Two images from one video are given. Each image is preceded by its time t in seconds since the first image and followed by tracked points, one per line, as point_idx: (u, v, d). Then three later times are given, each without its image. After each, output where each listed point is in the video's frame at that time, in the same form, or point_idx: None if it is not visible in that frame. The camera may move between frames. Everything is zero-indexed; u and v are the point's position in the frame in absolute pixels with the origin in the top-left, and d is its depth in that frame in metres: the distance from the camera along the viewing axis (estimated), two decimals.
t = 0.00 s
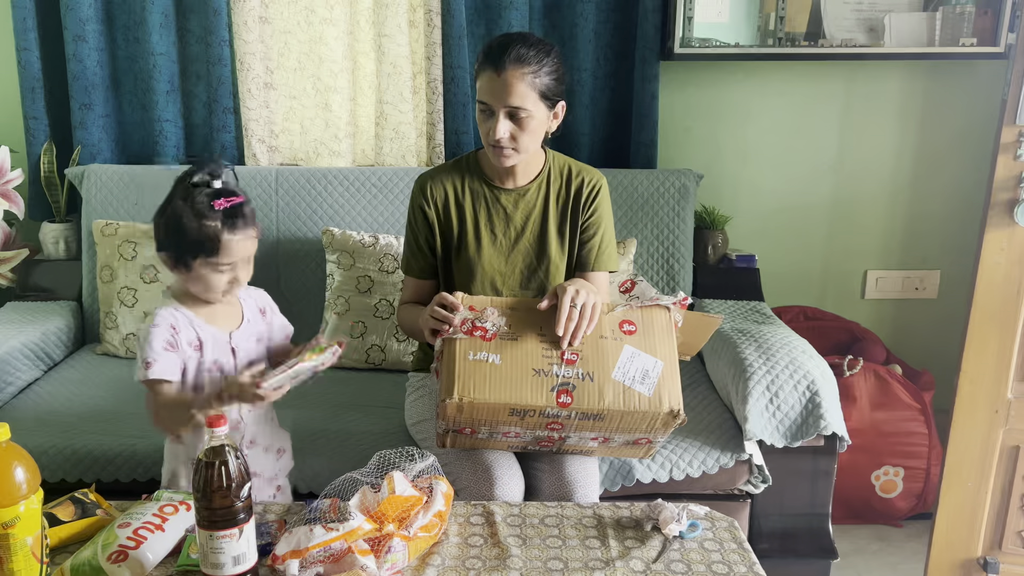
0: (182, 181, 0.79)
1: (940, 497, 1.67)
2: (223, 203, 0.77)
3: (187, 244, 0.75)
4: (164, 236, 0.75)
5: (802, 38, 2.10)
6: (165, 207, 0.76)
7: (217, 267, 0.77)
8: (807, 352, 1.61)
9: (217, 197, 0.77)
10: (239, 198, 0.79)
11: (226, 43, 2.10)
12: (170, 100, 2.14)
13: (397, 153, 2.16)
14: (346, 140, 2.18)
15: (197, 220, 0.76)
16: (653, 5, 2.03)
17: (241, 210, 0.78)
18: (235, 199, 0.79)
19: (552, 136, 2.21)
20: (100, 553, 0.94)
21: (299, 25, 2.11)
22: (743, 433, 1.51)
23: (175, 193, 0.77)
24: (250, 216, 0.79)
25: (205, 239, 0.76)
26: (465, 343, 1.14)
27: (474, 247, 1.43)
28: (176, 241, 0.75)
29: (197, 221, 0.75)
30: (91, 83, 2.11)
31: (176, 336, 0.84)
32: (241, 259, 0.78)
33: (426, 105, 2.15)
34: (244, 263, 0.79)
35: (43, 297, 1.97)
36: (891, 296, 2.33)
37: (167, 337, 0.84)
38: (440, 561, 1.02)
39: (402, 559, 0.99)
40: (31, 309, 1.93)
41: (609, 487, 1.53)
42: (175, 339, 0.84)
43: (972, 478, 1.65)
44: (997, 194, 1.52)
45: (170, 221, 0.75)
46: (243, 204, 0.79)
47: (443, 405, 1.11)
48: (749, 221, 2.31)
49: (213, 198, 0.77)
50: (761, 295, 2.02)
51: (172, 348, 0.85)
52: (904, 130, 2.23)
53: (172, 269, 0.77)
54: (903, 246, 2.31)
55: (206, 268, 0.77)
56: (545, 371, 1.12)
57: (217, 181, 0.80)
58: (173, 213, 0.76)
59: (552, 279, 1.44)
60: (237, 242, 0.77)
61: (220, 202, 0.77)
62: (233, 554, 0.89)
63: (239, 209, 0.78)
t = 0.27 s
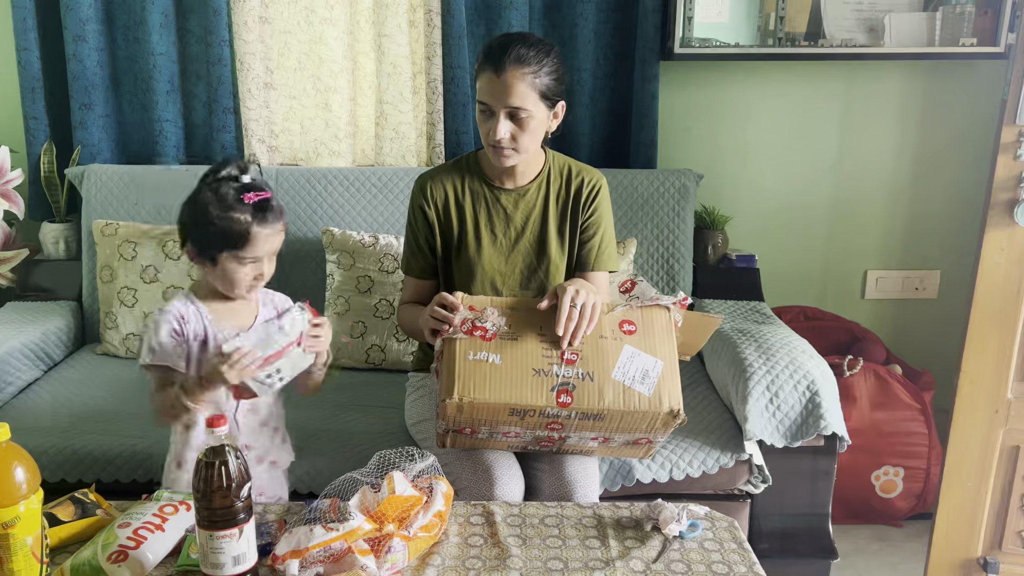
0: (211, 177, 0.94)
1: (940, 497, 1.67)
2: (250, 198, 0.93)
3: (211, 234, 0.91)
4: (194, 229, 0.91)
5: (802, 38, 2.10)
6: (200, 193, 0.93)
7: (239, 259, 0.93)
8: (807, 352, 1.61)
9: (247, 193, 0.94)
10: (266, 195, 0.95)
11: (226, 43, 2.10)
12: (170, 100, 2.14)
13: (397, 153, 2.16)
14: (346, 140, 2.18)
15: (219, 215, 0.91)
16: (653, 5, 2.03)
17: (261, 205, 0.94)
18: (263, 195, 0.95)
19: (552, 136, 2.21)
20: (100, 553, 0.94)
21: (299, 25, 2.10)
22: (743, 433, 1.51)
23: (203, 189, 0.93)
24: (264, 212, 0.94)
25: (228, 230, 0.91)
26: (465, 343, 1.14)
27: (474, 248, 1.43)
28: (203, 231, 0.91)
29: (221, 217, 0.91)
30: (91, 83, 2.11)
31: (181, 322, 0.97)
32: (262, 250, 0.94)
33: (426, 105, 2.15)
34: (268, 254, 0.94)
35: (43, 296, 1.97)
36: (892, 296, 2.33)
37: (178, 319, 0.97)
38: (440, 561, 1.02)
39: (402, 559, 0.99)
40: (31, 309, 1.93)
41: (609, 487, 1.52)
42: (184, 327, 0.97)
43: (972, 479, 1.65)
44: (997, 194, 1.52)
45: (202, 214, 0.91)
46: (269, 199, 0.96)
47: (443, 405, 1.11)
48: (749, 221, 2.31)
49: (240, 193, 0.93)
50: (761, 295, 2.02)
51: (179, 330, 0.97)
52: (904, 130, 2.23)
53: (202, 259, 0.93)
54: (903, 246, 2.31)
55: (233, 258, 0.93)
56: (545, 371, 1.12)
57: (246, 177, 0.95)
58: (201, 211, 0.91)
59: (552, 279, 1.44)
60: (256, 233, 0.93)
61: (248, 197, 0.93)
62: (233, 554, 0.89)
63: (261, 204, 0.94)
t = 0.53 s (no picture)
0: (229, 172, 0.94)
1: (940, 496, 1.67)
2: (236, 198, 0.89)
3: (205, 229, 0.90)
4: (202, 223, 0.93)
5: (802, 38, 2.10)
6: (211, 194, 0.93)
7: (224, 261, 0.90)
8: (807, 352, 1.61)
9: (235, 191, 0.89)
10: (258, 197, 0.90)
11: (226, 43, 2.10)
12: (170, 100, 2.14)
13: (398, 154, 2.16)
14: (346, 140, 2.18)
15: (211, 210, 0.90)
16: (653, 5, 2.03)
17: (248, 206, 0.89)
18: (251, 196, 0.89)
19: (552, 136, 2.21)
20: (100, 553, 0.94)
21: (299, 25, 2.10)
22: (743, 433, 1.51)
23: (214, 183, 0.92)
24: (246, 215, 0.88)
25: (212, 229, 0.89)
26: (465, 343, 1.14)
27: (474, 247, 1.43)
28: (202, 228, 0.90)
29: (210, 214, 0.89)
30: (91, 83, 2.11)
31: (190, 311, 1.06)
32: (245, 254, 0.90)
33: (426, 105, 2.15)
34: (254, 259, 0.91)
35: (43, 296, 1.97)
36: (891, 296, 2.33)
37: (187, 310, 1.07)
38: (440, 561, 1.02)
39: (402, 559, 0.99)
40: (30, 309, 1.93)
41: (609, 487, 1.52)
42: (190, 318, 1.05)
43: (972, 478, 1.65)
44: (997, 195, 1.52)
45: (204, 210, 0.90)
46: (264, 202, 0.90)
47: (443, 405, 1.11)
48: (749, 221, 2.31)
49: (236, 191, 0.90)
50: (761, 295, 2.02)
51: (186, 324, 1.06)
52: (904, 129, 2.23)
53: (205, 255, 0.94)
54: (903, 246, 2.31)
55: (219, 262, 0.91)
56: (545, 371, 1.12)
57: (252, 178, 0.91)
58: (205, 203, 0.92)
59: (552, 279, 1.44)
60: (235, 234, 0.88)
61: (238, 197, 0.89)
62: (233, 554, 0.89)
63: (244, 205, 0.89)
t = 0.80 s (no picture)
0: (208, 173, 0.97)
1: (940, 496, 1.67)
2: (199, 202, 0.92)
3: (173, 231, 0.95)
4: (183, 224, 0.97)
5: (802, 38, 2.10)
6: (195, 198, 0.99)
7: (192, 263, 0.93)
8: (807, 352, 1.61)
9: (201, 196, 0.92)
10: (221, 203, 0.92)
11: (226, 43, 2.10)
12: (170, 100, 2.14)
13: (398, 154, 2.16)
14: (346, 140, 2.18)
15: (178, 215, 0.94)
16: (653, 5, 2.03)
17: (207, 212, 0.91)
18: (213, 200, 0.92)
19: (552, 136, 2.21)
20: (100, 552, 0.94)
21: (299, 25, 2.11)
22: (743, 433, 1.51)
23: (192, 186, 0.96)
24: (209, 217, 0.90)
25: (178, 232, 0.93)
26: (465, 343, 1.14)
27: (474, 248, 1.43)
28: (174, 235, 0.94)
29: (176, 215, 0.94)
30: (91, 83, 2.11)
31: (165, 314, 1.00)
32: (195, 261, 0.92)
33: (426, 105, 2.15)
34: (214, 267, 0.92)
35: (42, 296, 1.98)
36: (892, 296, 2.33)
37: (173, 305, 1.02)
38: (440, 561, 1.02)
39: (402, 559, 0.99)
40: (30, 309, 1.93)
41: (609, 487, 1.53)
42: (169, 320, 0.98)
43: (972, 479, 1.65)
44: (997, 195, 1.52)
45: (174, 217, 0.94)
46: (224, 208, 0.92)
47: (444, 405, 1.11)
48: (749, 221, 2.31)
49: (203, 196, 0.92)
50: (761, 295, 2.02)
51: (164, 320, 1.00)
52: (904, 129, 2.23)
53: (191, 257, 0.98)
54: (903, 246, 2.31)
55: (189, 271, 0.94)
56: (545, 371, 1.12)
57: (225, 182, 0.94)
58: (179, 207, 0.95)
59: (552, 280, 1.44)
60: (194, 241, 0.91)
61: (199, 203, 0.92)
62: (233, 553, 0.89)
63: (204, 210, 0.91)
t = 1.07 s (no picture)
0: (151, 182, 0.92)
1: (940, 496, 1.66)
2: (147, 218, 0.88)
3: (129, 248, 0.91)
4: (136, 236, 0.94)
5: (802, 38, 2.10)
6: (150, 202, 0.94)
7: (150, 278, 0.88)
8: (807, 352, 1.61)
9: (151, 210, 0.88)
10: (173, 216, 0.88)
11: (226, 43, 2.10)
12: (170, 100, 2.14)
13: (398, 154, 2.16)
14: (346, 140, 2.18)
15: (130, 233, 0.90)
16: (653, 5, 2.03)
17: (160, 229, 0.87)
18: (164, 215, 0.88)
19: (552, 136, 2.21)
20: (100, 553, 0.94)
21: (299, 25, 2.10)
22: (743, 433, 1.51)
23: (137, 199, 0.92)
24: (163, 232, 0.87)
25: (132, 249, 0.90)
26: (465, 343, 1.14)
27: (474, 248, 1.43)
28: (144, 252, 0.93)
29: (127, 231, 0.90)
30: (91, 83, 2.11)
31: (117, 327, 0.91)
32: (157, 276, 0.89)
33: (426, 105, 2.15)
34: (175, 279, 0.89)
35: (43, 296, 1.96)
36: (892, 296, 2.33)
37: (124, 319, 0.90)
38: (440, 561, 1.02)
39: (402, 559, 0.99)
40: (30, 309, 1.93)
41: (609, 487, 1.53)
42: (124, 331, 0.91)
43: (972, 479, 1.65)
44: (997, 195, 1.52)
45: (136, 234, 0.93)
46: (176, 220, 0.88)
47: (444, 405, 1.11)
48: (749, 221, 2.31)
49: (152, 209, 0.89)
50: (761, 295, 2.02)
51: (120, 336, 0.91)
52: (905, 129, 2.23)
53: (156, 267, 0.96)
54: (903, 246, 2.31)
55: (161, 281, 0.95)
56: (545, 370, 1.12)
57: (173, 192, 0.89)
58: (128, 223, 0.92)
59: (552, 280, 1.44)
60: (147, 258, 0.88)
61: (148, 217, 0.88)
62: (232, 553, 0.90)
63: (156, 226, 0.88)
